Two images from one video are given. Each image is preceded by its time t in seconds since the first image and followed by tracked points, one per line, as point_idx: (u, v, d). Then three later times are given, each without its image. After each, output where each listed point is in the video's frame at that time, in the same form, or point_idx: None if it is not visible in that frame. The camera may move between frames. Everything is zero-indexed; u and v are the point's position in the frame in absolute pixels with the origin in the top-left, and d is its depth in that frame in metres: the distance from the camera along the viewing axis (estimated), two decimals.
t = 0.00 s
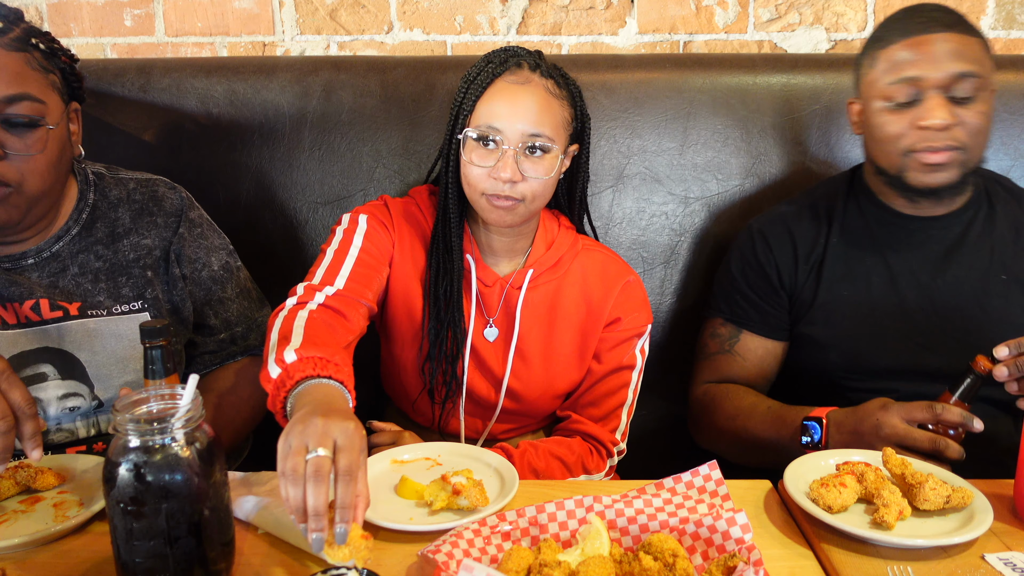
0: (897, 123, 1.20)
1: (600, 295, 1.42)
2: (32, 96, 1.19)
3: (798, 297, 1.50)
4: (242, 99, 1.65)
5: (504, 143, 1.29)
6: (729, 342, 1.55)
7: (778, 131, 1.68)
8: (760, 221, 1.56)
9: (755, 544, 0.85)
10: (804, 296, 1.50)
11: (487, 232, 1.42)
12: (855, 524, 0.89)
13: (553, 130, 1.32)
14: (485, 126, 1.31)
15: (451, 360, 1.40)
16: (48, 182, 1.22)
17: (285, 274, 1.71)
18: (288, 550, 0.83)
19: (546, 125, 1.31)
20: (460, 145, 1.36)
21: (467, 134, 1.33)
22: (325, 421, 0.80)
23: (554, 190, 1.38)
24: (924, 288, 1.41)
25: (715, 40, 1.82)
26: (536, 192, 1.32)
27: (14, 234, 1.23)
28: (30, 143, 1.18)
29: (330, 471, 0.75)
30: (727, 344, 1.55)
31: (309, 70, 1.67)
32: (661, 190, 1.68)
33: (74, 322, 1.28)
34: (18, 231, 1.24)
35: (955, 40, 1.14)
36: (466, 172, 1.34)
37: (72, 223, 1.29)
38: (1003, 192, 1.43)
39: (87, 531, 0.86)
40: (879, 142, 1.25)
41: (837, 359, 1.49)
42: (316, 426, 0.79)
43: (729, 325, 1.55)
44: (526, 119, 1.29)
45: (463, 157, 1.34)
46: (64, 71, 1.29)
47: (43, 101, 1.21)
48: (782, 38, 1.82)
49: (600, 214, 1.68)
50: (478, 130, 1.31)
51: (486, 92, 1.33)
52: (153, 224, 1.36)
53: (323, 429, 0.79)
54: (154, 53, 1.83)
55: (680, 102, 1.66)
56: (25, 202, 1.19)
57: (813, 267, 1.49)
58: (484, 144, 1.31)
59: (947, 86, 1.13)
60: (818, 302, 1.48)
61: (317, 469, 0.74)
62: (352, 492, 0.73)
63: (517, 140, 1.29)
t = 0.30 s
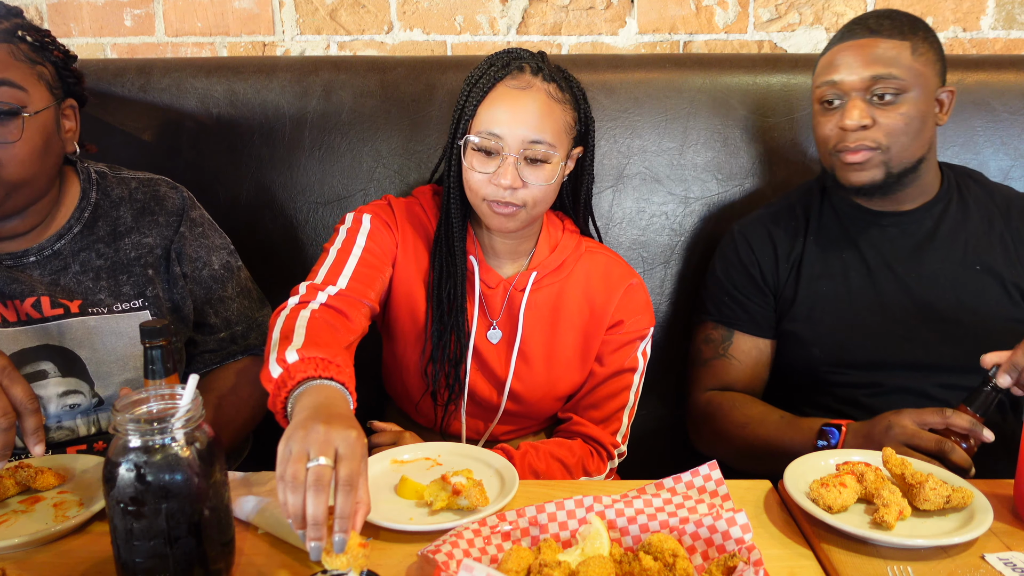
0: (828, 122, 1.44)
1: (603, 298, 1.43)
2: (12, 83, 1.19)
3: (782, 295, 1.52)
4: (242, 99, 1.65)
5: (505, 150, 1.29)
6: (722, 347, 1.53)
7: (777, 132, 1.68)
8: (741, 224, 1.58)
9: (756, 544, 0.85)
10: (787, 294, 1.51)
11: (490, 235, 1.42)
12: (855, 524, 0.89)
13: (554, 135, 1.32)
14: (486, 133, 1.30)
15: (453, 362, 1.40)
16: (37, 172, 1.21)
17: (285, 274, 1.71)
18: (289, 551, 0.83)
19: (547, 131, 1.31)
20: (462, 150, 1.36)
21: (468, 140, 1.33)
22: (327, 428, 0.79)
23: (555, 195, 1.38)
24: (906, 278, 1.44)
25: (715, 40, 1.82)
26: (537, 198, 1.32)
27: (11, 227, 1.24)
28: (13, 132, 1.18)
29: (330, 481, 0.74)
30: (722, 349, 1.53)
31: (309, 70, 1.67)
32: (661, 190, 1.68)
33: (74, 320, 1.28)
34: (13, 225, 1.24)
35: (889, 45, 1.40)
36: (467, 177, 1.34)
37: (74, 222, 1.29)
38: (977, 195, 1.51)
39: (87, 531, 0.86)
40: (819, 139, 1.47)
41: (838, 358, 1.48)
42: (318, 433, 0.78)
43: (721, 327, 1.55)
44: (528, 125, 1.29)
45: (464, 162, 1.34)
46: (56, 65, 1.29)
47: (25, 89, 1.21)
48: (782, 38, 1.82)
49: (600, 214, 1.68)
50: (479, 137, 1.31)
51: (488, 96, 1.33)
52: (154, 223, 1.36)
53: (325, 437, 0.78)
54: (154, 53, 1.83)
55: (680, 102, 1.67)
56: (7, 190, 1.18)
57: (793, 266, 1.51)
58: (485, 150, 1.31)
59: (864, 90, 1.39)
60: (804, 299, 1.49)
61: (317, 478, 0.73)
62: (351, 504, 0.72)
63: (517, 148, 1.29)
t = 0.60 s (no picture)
0: (813, 124, 1.45)
1: (604, 300, 1.43)
2: (12, 83, 1.19)
3: (777, 296, 1.52)
4: (242, 99, 1.65)
5: (508, 151, 1.29)
6: (721, 350, 1.54)
7: (777, 132, 1.68)
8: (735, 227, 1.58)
9: (755, 544, 0.85)
10: (783, 295, 1.51)
11: (492, 236, 1.42)
12: (855, 524, 0.89)
13: (557, 136, 1.32)
14: (490, 134, 1.30)
15: (455, 364, 1.40)
16: (37, 168, 1.21)
17: (285, 274, 1.71)
18: (288, 551, 0.83)
19: (550, 132, 1.31)
20: (465, 151, 1.36)
21: (471, 140, 1.33)
22: (334, 445, 0.77)
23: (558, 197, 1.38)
24: (901, 277, 1.44)
25: (715, 40, 1.82)
26: (540, 199, 1.32)
27: (11, 227, 1.24)
28: (13, 129, 1.18)
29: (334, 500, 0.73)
30: (721, 352, 1.54)
31: (309, 70, 1.67)
32: (661, 190, 1.68)
33: (73, 320, 1.27)
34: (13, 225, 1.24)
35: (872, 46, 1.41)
36: (470, 178, 1.33)
37: (72, 222, 1.29)
38: (970, 194, 1.51)
39: (87, 531, 0.86)
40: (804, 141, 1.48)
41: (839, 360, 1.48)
42: (325, 449, 0.76)
43: (719, 329, 1.55)
44: (531, 126, 1.29)
45: (467, 162, 1.34)
46: (53, 62, 1.30)
47: (24, 88, 1.21)
48: (782, 39, 1.82)
49: (600, 214, 1.68)
50: (483, 137, 1.31)
51: (491, 97, 1.33)
52: (153, 223, 1.36)
53: (331, 453, 0.76)
54: (154, 53, 1.83)
55: (680, 102, 1.66)
56: (7, 189, 1.18)
57: (787, 267, 1.51)
58: (488, 151, 1.31)
59: (847, 91, 1.41)
60: (800, 298, 1.49)
61: (321, 499, 0.71)
62: (353, 527, 0.71)
63: (521, 148, 1.29)
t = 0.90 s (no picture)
0: (814, 125, 1.45)
1: (605, 300, 1.43)
2: (20, 73, 1.19)
3: (774, 298, 1.52)
4: (242, 99, 1.65)
5: (509, 152, 1.29)
6: (719, 351, 1.54)
7: (777, 132, 1.68)
8: (732, 228, 1.59)
9: (755, 544, 0.85)
10: (780, 296, 1.52)
11: (494, 236, 1.42)
12: (854, 524, 0.89)
13: (559, 137, 1.32)
14: (491, 134, 1.30)
15: (458, 366, 1.40)
16: (44, 157, 1.21)
17: (284, 274, 1.71)
18: (289, 551, 0.83)
19: (552, 132, 1.31)
20: (467, 152, 1.36)
21: (473, 141, 1.33)
22: (335, 454, 0.76)
23: (559, 198, 1.38)
24: (900, 278, 1.44)
25: (715, 40, 1.82)
26: (541, 200, 1.32)
27: (22, 224, 1.24)
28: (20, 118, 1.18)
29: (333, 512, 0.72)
30: (718, 355, 1.54)
31: (309, 70, 1.67)
32: (661, 190, 1.68)
33: (74, 317, 1.27)
34: (23, 220, 1.24)
35: (868, 47, 1.42)
36: (472, 178, 1.33)
37: (75, 219, 1.29)
38: (967, 196, 1.51)
39: (88, 531, 0.86)
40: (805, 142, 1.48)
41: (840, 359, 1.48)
42: (325, 459, 0.75)
43: (718, 331, 1.55)
44: (532, 127, 1.29)
45: (469, 163, 1.34)
46: (56, 56, 1.29)
47: (32, 78, 1.21)
48: (782, 39, 1.82)
49: (600, 214, 1.68)
50: (484, 138, 1.31)
51: (492, 98, 1.33)
52: (155, 222, 1.36)
53: (331, 464, 0.75)
54: (154, 53, 1.83)
55: (680, 102, 1.66)
56: (18, 178, 1.18)
57: (785, 269, 1.51)
58: (490, 152, 1.31)
59: (849, 92, 1.41)
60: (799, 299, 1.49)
61: (319, 511, 0.71)
62: (350, 541, 0.70)
63: (523, 149, 1.29)
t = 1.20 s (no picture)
0: (840, 120, 1.43)
1: (606, 300, 1.43)
2: (44, 60, 1.21)
3: (773, 297, 1.52)
4: (242, 99, 1.65)
5: (513, 151, 1.29)
6: (718, 350, 1.54)
7: (776, 132, 1.68)
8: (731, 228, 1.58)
9: (756, 544, 0.85)
10: (779, 295, 1.51)
11: (497, 236, 1.42)
12: (854, 524, 0.89)
13: (562, 137, 1.32)
14: (493, 134, 1.30)
15: (459, 367, 1.40)
16: (65, 141, 1.22)
17: (284, 273, 1.71)
18: (288, 551, 0.83)
19: (555, 132, 1.31)
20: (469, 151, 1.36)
21: (476, 140, 1.33)
22: (320, 460, 0.75)
23: (561, 198, 1.38)
24: (901, 279, 1.44)
25: (715, 40, 1.82)
26: (544, 199, 1.32)
27: (37, 214, 1.25)
28: (44, 102, 1.19)
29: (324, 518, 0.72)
30: (717, 355, 1.54)
31: (309, 70, 1.67)
32: (661, 190, 1.68)
33: (82, 309, 1.27)
34: (41, 208, 1.24)
35: (889, 42, 1.42)
36: (474, 178, 1.34)
37: (85, 214, 1.30)
38: (968, 196, 1.51)
39: (87, 531, 0.86)
40: (828, 138, 1.46)
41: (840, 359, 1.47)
42: (310, 466, 0.74)
43: (716, 330, 1.55)
44: (536, 127, 1.29)
45: (472, 162, 1.34)
46: (71, 48, 1.31)
47: (55, 65, 1.23)
48: (782, 39, 1.82)
49: (600, 214, 1.68)
50: (487, 138, 1.31)
51: (494, 98, 1.33)
52: (163, 218, 1.36)
53: (315, 470, 0.74)
54: (154, 53, 1.83)
55: (680, 102, 1.66)
56: (41, 162, 1.19)
57: (784, 268, 1.51)
58: (493, 151, 1.31)
59: (881, 85, 1.41)
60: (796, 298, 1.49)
61: (309, 520, 0.70)
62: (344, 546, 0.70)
63: (526, 148, 1.29)
